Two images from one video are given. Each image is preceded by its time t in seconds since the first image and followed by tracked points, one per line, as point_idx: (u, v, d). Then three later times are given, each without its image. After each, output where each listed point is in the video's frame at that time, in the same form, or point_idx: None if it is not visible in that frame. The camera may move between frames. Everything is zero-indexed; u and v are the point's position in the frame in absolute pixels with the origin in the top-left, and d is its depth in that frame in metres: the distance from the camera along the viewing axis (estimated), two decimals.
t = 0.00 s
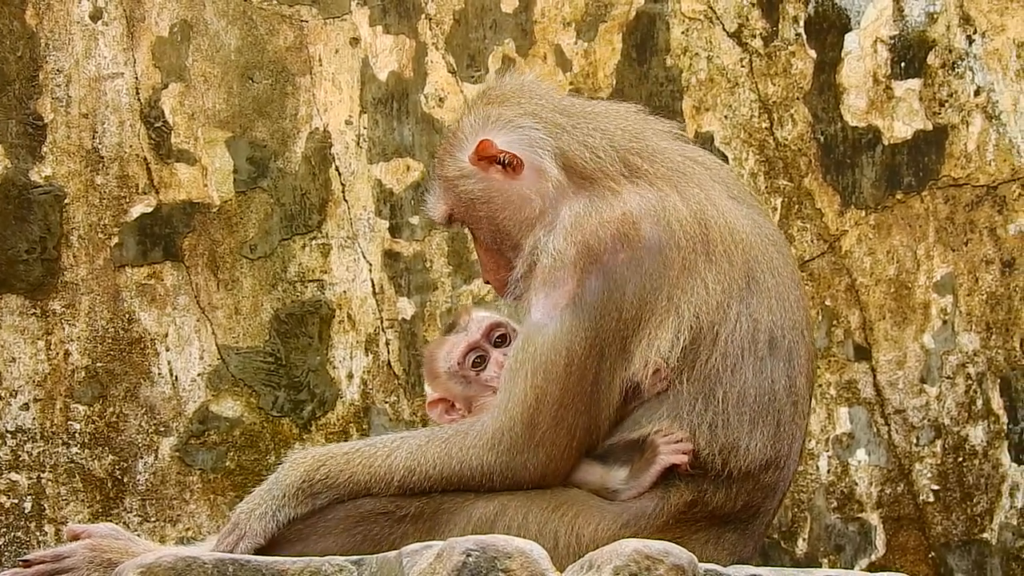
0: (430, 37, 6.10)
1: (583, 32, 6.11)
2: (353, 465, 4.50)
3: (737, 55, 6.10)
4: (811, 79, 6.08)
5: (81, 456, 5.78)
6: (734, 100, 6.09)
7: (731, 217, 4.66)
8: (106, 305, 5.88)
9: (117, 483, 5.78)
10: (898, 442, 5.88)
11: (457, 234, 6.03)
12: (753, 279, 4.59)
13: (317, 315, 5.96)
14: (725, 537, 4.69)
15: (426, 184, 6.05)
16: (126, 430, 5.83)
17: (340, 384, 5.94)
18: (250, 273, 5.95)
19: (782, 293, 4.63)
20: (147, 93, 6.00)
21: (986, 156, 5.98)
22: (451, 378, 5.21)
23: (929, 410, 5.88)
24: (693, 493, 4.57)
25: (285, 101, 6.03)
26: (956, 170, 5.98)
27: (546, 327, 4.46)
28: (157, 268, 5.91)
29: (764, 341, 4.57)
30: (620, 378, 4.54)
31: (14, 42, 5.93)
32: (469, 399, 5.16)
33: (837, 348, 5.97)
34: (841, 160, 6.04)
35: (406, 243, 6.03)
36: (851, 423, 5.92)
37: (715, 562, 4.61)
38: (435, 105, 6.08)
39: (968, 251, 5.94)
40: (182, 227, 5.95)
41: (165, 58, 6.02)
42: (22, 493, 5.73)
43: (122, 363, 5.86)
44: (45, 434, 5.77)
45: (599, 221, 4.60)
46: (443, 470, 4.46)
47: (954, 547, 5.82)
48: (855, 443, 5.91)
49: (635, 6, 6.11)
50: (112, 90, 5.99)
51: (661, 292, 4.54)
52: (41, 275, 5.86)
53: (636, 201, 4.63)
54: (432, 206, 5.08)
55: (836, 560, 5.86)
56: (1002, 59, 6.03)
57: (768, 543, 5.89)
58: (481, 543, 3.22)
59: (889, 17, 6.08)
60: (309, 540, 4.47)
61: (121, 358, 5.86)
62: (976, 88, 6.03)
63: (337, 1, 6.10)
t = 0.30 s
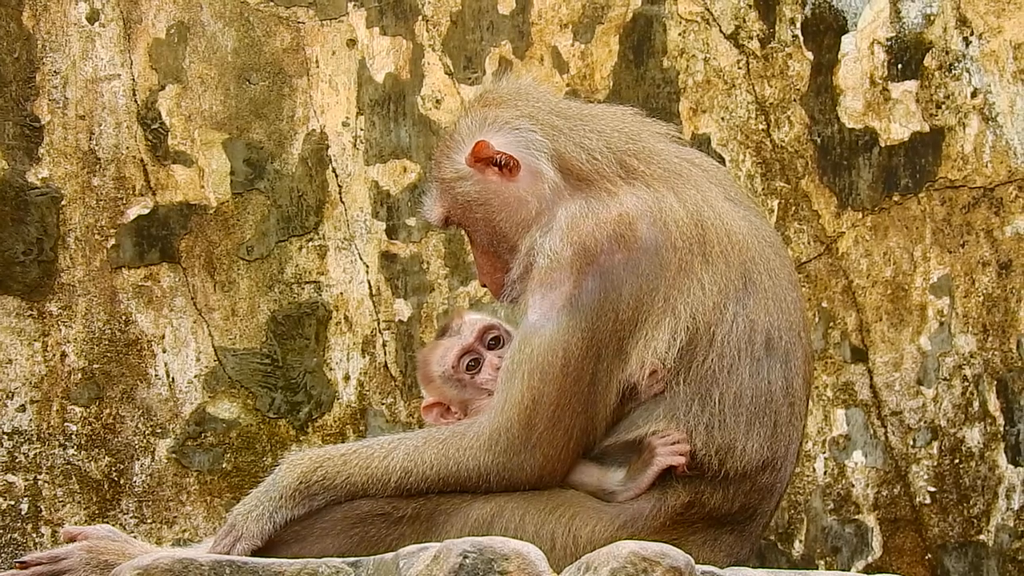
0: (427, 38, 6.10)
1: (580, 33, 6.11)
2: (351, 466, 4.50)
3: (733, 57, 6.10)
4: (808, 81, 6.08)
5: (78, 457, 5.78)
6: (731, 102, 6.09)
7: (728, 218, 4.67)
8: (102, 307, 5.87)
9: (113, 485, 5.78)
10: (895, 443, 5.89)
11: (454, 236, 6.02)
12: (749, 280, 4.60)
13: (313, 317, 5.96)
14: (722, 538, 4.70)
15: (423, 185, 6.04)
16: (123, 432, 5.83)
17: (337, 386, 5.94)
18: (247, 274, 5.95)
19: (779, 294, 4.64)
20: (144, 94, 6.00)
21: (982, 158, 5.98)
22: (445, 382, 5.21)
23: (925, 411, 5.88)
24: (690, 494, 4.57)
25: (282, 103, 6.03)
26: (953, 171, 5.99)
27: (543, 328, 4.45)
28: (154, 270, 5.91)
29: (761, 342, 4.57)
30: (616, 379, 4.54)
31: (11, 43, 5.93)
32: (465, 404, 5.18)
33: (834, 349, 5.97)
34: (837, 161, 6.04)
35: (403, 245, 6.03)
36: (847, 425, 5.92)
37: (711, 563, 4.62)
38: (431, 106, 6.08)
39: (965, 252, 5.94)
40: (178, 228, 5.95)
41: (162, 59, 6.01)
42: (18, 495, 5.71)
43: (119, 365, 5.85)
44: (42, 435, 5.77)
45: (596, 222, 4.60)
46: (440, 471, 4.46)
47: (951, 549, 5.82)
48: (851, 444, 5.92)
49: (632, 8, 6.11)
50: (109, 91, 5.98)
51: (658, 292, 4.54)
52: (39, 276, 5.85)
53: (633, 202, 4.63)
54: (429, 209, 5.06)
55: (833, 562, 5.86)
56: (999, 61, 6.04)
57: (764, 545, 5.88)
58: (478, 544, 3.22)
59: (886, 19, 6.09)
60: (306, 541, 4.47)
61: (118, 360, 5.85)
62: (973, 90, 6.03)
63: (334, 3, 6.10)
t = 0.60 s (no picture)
0: (420, 39, 6.10)
1: (574, 34, 6.11)
2: (344, 467, 4.50)
3: (727, 58, 6.10)
4: (801, 82, 6.08)
5: (72, 458, 5.78)
6: (724, 103, 6.09)
7: (721, 219, 4.67)
8: (96, 307, 5.87)
9: (106, 485, 5.78)
10: (888, 445, 5.89)
11: (447, 236, 6.03)
12: (743, 280, 4.60)
13: (306, 318, 5.96)
14: (715, 539, 4.70)
15: (417, 186, 6.05)
16: (116, 432, 5.83)
17: (330, 387, 5.94)
18: (240, 275, 5.95)
19: (773, 295, 4.64)
20: (137, 95, 5.99)
21: (976, 159, 5.99)
22: (436, 383, 5.21)
23: (919, 413, 5.89)
24: (684, 495, 4.57)
25: (275, 104, 6.03)
26: (946, 172, 5.99)
27: (537, 329, 4.45)
28: (147, 270, 5.91)
29: (755, 343, 4.57)
30: (610, 380, 4.54)
31: (4, 44, 5.93)
32: (455, 404, 5.18)
33: (827, 351, 5.97)
34: (831, 162, 6.04)
35: (397, 246, 6.03)
36: (841, 426, 5.92)
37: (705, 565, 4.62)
38: (425, 107, 6.08)
39: (959, 254, 5.95)
40: (172, 229, 5.95)
41: (156, 60, 6.01)
42: (11, 495, 5.73)
43: (112, 366, 5.85)
44: (35, 435, 5.78)
45: (589, 223, 4.59)
46: (433, 472, 4.46)
47: (944, 550, 5.82)
48: (845, 445, 5.91)
49: (626, 9, 6.11)
50: (102, 92, 5.98)
51: (651, 293, 4.54)
52: (32, 277, 5.86)
53: (626, 202, 4.63)
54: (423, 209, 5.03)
55: (826, 563, 5.85)
56: (992, 62, 6.05)
57: (758, 546, 5.88)
58: (471, 545, 3.22)
59: (880, 20, 6.09)
60: (299, 542, 4.48)
61: (111, 360, 5.85)
62: (967, 91, 6.04)
63: (327, 3, 6.09)
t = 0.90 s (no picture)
0: (416, 40, 6.10)
1: (569, 35, 6.11)
2: (338, 468, 4.50)
3: (722, 59, 6.10)
4: (796, 82, 6.08)
5: (66, 458, 5.77)
6: (719, 104, 6.09)
7: (717, 220, 4.66)
8: (91, 308, 5.87)
9: (101, 486, 5.78)
10: (883, 445, 5.89)
11: (442, 237, 6.05)
12: (738, 282, 4.60)
13: (301, 318, 5.96)
14: (710, 540, 4.71)
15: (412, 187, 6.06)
16: (111, 433, 5.82)
17: (326, 387, 5.95)
18: (235, 275, 5.95)
19: (768, 296, 4.64)
20: (132, 95, 6.00)
21: (971, 159, 5.99)
22: (430, 383, 5.21)
23: (914, 413, 5.89)
24: (679, 497, 4.57)
25: (270, 104, 6.03)
26: (942, 173, 5.99)
27: (532, 331, 4.45)
28: (143, 271, 5.91)
29: (750, 345, 4.57)
30: (605, 382, 4.54)
31: None
32: (450, 404, 5.18)
33: (822, 351, 5.97)
34: (826, 163, 6.04)
35: (391, 247, 6.04)
36: (836, 427, 5.92)
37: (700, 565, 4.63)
38: (420, 107, 6.08)
39: (954, 254, 5.95)
40: (167, 230, 5.95)
41: (151, 61, 6.01)
42: (6, 496, 5.71)
43: (107, 366, 5.85)
44: (30, 436, 5.77)
45: (585, 225, 4.59)
46: (428, 473, 4.47)
47: (939, 551, 5.82)
48: (840, 446, 5.91)
49: (621, 10, 6.11)
50: (97, 92, 5.98)
51: (646, 295, 4.53)
52: (27, 278, 5.84)
53: (622, 204, 4.62)
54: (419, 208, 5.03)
55: (821, 563, 5.85)
56: (988, 62, 6.05)
57: (753, 547, 5.88)
58: (466, 545, 3.22)
59: (875, 20, 6.09)
60: (294, 543, 4.47)
61: (106, 361, 5.85)
62: (962, 91, 6.03)
63: (322, 4, 6.10)
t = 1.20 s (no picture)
0: (413, 38, 6.10)
1: (566, 33, 6.11)
2: (336, 466, 4.49)
3: (719, 57, 6.10)
4: (794, 81, 6.08)
5: (64, 457, 5.78)
6: (717, 102, 6.09)
7: (714, 218, 4.66)
8: (88, 307, 5.87)
9: (99, 484, 5.78)
10: (881, 443, 5.88)
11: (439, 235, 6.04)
12: (735, 280, 4.59)
13: (299, 317, 5.96)
14: (708, 538, 4.71)
15: (409, 186, 6.06)
16: (109, 432, 5.82)
17: (323, 385, 5.94)
18: (232, 274, 5.95)
19: (765, 294, 4.63)
20: (130, 94, 6.00)
21: (968, 158, 5.99)
22: (428, 380, 5.21)
23: (912, 411, 5.88)
24: (676, 495, 4.57)
25: (267, 103, 6.03)
26: (939, 171, 5.99)
27: (529, 329, 4.45)
28: (140, 270, 5.91)
29: (747, 343, 4.57)
30: (602, 380, 4.54)
31: None
32: (447, 402, 5.18)
33: (820, 350, 5.96)
34: (824, 161, 6.04)
35: (389, 246, 6.03)
36: (834, 425, 5.92)
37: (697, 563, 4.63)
38: (417, 106, 6.08)
39: (951, 253, 5.95)
40: (164, 229, 5.95)
41: (148, 60, 6.02)
42: (4, 495, 5.72)
43: (105, 365, 5.85)
44: (28, 435, 5.77)
45: (582, 223, 4.59)
46: (425, 471, 4.46)
47: (937, 549, 5.82)
48: (838, 444, 5.91)
49: (618, 8, 6.11)
50: (95, 91, 5.98)
51: (643, 293, 4.53)
52: (24, 277, 5.85)
53: (619, 202, 4.62)
54: (416, 206, 5.02)
55: (819, 562, 5.84)
56: (985, 61, 6.05)
57: (751, 545, 5.87)
58: (464, 543, 3.21)
59: (872, 19, 6.09)
60: (291, 542, 4.48)
61: (103, 359, 5.85)
62: (960, 90, 6.03)
63: (319, 3, 6.10)
